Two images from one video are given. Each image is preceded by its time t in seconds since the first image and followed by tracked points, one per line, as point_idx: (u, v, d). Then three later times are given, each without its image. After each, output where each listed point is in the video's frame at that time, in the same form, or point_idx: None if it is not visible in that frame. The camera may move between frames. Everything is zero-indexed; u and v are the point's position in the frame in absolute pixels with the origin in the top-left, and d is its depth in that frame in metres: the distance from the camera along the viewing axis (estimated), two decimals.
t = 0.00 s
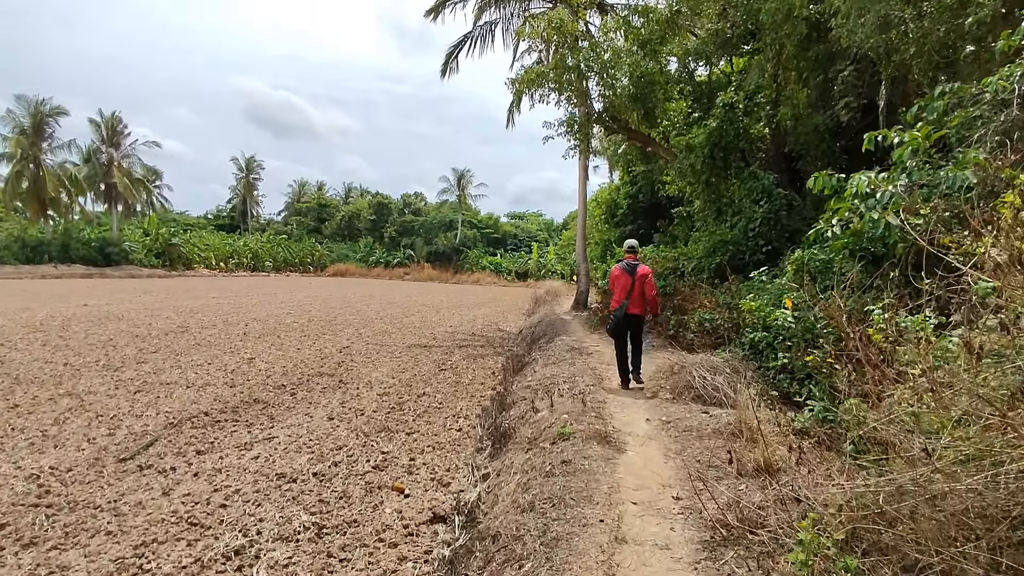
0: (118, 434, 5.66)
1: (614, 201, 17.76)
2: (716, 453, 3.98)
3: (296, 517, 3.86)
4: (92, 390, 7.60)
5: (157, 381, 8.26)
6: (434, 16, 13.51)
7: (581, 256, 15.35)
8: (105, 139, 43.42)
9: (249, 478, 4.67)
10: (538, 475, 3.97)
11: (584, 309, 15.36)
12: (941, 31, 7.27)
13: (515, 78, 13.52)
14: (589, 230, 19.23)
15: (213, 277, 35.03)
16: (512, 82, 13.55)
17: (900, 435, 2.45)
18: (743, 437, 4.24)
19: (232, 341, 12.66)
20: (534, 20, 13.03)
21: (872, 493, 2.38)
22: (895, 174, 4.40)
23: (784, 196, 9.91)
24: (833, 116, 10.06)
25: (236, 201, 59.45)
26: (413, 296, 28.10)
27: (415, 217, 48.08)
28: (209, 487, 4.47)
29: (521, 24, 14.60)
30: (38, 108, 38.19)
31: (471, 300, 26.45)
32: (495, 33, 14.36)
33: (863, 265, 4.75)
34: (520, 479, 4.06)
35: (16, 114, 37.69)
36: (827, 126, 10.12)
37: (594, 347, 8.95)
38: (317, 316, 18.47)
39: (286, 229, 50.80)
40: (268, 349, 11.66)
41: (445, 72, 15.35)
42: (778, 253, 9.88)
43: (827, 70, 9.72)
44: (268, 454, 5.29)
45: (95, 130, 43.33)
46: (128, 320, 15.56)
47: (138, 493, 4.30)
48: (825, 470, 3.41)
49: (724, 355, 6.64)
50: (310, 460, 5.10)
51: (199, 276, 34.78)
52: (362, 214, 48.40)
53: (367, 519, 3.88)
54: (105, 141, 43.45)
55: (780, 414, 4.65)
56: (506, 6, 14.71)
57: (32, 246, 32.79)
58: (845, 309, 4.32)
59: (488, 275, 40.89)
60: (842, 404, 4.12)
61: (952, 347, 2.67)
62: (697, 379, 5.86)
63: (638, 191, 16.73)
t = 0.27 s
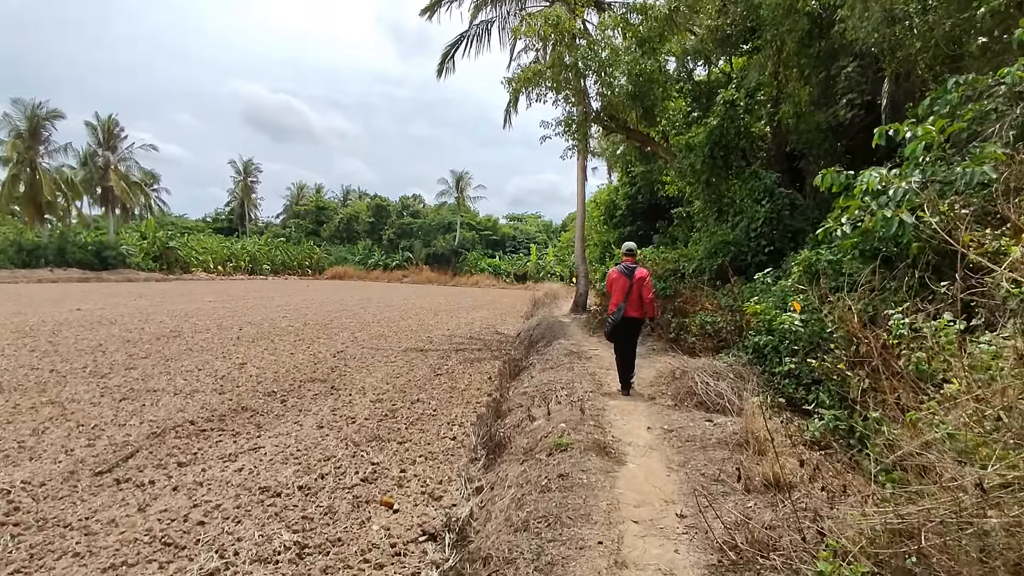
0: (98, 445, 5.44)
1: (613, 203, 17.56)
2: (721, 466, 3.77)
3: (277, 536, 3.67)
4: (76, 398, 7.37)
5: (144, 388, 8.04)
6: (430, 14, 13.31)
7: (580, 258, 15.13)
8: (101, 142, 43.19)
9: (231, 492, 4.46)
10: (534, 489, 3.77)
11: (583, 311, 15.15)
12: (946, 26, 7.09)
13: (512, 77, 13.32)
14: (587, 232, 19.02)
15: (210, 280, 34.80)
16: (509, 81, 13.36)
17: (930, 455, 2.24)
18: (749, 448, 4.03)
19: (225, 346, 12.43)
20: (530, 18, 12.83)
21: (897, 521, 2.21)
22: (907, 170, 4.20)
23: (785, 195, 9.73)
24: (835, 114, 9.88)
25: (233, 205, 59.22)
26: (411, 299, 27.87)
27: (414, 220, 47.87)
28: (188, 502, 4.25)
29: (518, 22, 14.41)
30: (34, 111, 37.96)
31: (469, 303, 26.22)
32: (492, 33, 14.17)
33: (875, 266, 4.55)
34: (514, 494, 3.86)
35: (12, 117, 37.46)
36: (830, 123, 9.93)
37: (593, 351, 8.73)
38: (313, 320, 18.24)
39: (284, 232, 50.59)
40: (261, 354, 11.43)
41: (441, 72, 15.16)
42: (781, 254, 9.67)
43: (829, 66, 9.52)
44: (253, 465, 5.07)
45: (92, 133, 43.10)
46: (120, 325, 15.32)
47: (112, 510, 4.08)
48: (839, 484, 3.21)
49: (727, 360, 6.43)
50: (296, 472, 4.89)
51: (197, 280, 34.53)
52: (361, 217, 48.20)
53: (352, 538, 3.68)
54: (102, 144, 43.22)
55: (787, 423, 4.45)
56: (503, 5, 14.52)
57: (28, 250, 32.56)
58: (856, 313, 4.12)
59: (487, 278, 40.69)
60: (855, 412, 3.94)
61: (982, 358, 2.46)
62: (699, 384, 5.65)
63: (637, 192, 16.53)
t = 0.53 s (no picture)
0: (77, 453, 5.24)
1: (615, 205, 17.37)
2: (725, 478, 3.57)
3: (257, 551, 3.54)
4: (60, 403, 7.17)
5: (132, 393, 7.83)
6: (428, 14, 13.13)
7: (581, 260, 14.93)
8: (102, 146, 43.07)
9: (211, 503, 4.26)
10: (527, 501, 3.56)
11: (583, 314, 14.95)
12: (955, 22, 6.91)
13: (511, 77, 13.14)
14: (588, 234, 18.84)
15: (210, 284, 34.63)
16: (508, 81, 13.17)
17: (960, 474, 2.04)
18: (755, 457, 3.83)
19: (219, 349, 12.22)
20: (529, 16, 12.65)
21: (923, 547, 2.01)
22: (921, 164, 4.01)
23: (789, 196, 9.55)
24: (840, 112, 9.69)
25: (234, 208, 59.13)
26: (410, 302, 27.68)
27: (414, 223, 47.72)
28: (165, 514, 4.06)
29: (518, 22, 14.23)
30: (35, 114, 37.86)
31: (469, 305, 26.03)
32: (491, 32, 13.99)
33: (887, 264, 4.34)
34: (506, 506, 3.65)
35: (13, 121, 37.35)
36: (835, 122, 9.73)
37: (592, 354, 8.53)
38: (310, 323, 18.04)
39: (285, 235, 50.45)
40: (255, 358, 11.23)
41: (439, 72, 14.97)
42: (785, 255, 9.47)
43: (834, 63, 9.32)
44: (237, 474, 4.87)
45: (92, 136, 42.98)
46: (114, 329, 15.11)
47: (84, 523, 3.89)
48: (852, 498, 3.01)
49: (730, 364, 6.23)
50: (280, 481, 4.69)
51: (197, 283, 34.37)
52: (362, 220, 48.06)
53: (333, 554, 3.52)
54: (102, 148, 43.10)
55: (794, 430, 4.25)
56: (503, 4, 14.33)
57: (28, 254, 32.41)
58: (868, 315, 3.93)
59: (488, 280, 40.52)
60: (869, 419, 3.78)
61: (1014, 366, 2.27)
62: (702, 389, 5.47)
63: (638, 194, 16.34)
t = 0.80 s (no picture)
0: (56, 464, 5.05)
1: (617, 207, 17.16)
2: (731, 498, 3.35)
3: None
4: (46, 409, 6.98)
5: (121, 399, 7.64)
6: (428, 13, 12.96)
7: (582, 263, 14.71)
8: (105, 147, 43.04)
9: (188, 520, 4.05)
10: (519, 521, 3.34)
11: (585, 318, 14.72)
12: (968, 19, 6.68)
13: (512, 78, 12.94)
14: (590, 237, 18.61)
15: (213, 286, 34.49)
16: (509, 81, 12.97)
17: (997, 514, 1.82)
18: (762, 475, 3.61)
19: (214, 353, 12.03)
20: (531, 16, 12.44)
21: None
22: (939, 164, 3.77)
23: (795, 198, 9.32)
24: (848, 113, 9.45)
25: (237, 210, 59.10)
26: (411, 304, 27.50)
27: (417, 225, 47.56)
28: (138, 532, 3.86)
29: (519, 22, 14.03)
30: (38, 116, 37.80)
31: (471, 309, 25.88)
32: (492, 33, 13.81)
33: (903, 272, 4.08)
34: (497, 527, 3.44)
35: (16, 122, 37.30)
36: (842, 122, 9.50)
37: (593, 361, 8.30)
38: (309, 326, 17.86)
39: (288, 237, 50.37)
40: (251, 362, 11.03)
41: (440, 73, 14.79)
42: (791, 259, 9.24)
43: (841, 62, 9.08)
44: (219, 488, 4.65)
45: (96, 138, 42.97)
46: (111, 331, 14.94)
47: (52, 543, 3.70)
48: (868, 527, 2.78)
49: (735, 372, 6.01)
50: (263, 496, 4.47)
51: (199, 285, 34.24)
52: (365, 223, 47.93)
53: None
54: (105, 149, 43.07)
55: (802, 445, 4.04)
56: (504, 4, 14.13)
57: (31, 256, 32.39)
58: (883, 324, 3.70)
59: (491, 283, 40.35)
60: (883, 436, 3.57)
61: None
62: (705, 400, 5.28)
63: (641, 196, 16.11)
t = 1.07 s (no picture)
0: (35, 470, 4.87)
1: (619, 207, 16.95)
2: (739, 513, 3.16)
3: None
4: (31, 412, 6.79)
5: (109, 401, 7.45)
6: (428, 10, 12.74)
7: (584, 264, 14.49)
8: (105, 146, 42.87)
9: (166, 532, 3.88)
10: (512, 537, 3.15)
11: (586, 319, 14.52)
12: (982, 12, 6.47)
13: (512, 75, 12.73)
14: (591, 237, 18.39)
15: (213, 285, 34.31)
16: (510, 78, 12.76)
17: None
18: (771, 488, 3.42)
19: (209, 354, 11.83)
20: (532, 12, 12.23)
21: None
22: (957, 160, 3.56)
23: (801, 197, 9.12)
24: (856, 111, 9.24)
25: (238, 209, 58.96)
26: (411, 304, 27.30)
27: (419, 225, 47.37)
28: (113, 544, 3.71)
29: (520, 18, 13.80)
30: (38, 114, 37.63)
31: (472, 309, 25.70)
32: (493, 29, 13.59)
33: (919, 274, 3.86)
34: (489, 542, 3.25)
35: (16, 121, 37.11)
36: (849, 120, 9.29)
37: (593, 363, 8.10)
38: (308, 326, 17.67)
39: (290, 236, 50.24)
40: (245, 363, 10.83)
41: (440, 71, 14.57)
42: (796, 260, 9.04)
43: (848, 59, 8.87)
44: (202, 496, 4.47)
45: (96, 137, 42.81)
46: (106, 331, 14.75)
47: (21, 556, 3.56)
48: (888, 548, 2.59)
49: (740, 377, 5.81)
50: (248, 505, 4.29)
51: (199, 284, 34.06)
52: (366, 223, 47.76)
53: None
54: (106, 148, 42.91)
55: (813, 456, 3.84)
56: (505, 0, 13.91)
57: (31, 254, 32.26)
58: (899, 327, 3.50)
59: (492, 283, 40.17)
60: (900, 448, 3.37)
61: None
62: (711, 406, 5.13)
63: (643, 196, 15.91)
